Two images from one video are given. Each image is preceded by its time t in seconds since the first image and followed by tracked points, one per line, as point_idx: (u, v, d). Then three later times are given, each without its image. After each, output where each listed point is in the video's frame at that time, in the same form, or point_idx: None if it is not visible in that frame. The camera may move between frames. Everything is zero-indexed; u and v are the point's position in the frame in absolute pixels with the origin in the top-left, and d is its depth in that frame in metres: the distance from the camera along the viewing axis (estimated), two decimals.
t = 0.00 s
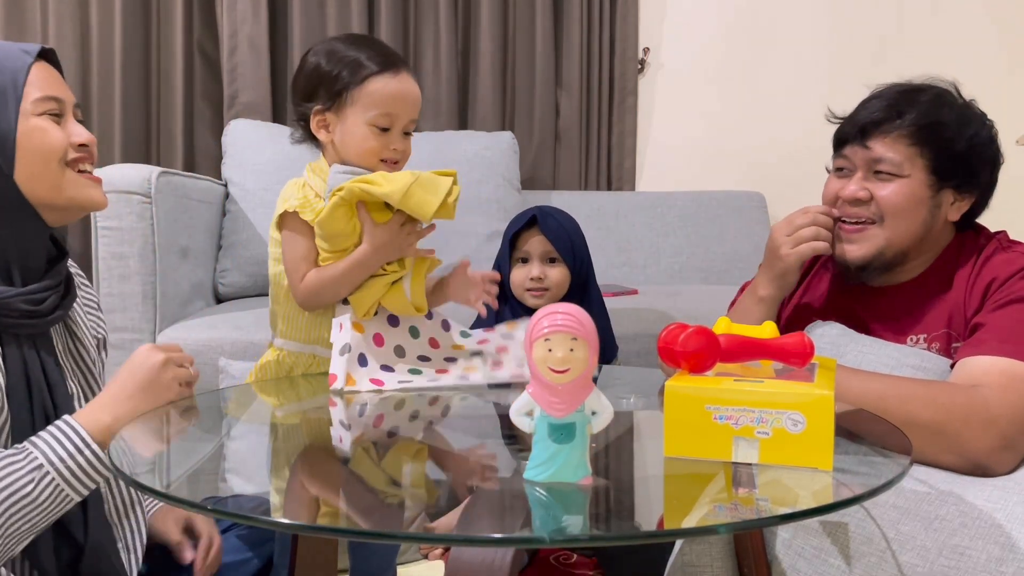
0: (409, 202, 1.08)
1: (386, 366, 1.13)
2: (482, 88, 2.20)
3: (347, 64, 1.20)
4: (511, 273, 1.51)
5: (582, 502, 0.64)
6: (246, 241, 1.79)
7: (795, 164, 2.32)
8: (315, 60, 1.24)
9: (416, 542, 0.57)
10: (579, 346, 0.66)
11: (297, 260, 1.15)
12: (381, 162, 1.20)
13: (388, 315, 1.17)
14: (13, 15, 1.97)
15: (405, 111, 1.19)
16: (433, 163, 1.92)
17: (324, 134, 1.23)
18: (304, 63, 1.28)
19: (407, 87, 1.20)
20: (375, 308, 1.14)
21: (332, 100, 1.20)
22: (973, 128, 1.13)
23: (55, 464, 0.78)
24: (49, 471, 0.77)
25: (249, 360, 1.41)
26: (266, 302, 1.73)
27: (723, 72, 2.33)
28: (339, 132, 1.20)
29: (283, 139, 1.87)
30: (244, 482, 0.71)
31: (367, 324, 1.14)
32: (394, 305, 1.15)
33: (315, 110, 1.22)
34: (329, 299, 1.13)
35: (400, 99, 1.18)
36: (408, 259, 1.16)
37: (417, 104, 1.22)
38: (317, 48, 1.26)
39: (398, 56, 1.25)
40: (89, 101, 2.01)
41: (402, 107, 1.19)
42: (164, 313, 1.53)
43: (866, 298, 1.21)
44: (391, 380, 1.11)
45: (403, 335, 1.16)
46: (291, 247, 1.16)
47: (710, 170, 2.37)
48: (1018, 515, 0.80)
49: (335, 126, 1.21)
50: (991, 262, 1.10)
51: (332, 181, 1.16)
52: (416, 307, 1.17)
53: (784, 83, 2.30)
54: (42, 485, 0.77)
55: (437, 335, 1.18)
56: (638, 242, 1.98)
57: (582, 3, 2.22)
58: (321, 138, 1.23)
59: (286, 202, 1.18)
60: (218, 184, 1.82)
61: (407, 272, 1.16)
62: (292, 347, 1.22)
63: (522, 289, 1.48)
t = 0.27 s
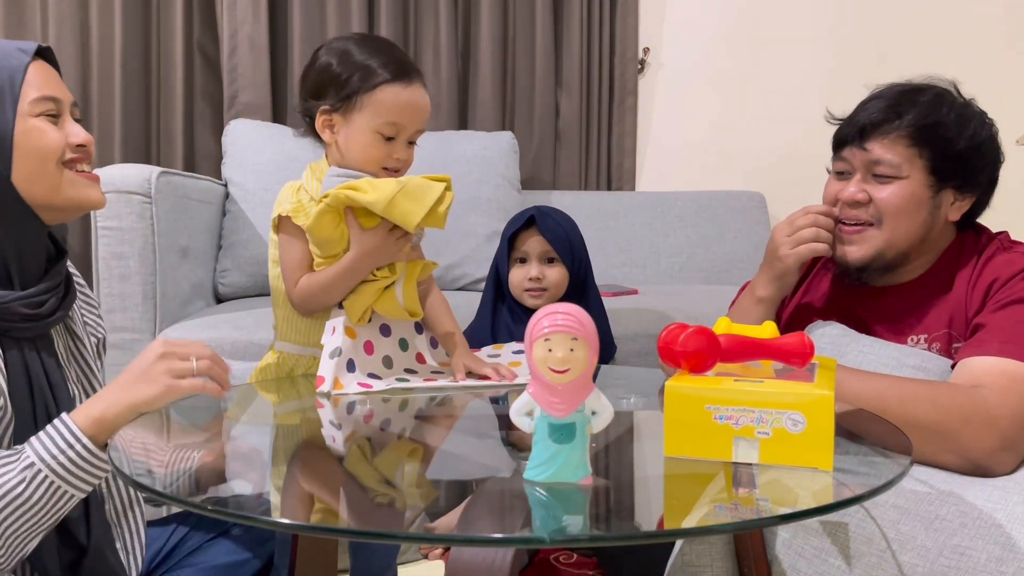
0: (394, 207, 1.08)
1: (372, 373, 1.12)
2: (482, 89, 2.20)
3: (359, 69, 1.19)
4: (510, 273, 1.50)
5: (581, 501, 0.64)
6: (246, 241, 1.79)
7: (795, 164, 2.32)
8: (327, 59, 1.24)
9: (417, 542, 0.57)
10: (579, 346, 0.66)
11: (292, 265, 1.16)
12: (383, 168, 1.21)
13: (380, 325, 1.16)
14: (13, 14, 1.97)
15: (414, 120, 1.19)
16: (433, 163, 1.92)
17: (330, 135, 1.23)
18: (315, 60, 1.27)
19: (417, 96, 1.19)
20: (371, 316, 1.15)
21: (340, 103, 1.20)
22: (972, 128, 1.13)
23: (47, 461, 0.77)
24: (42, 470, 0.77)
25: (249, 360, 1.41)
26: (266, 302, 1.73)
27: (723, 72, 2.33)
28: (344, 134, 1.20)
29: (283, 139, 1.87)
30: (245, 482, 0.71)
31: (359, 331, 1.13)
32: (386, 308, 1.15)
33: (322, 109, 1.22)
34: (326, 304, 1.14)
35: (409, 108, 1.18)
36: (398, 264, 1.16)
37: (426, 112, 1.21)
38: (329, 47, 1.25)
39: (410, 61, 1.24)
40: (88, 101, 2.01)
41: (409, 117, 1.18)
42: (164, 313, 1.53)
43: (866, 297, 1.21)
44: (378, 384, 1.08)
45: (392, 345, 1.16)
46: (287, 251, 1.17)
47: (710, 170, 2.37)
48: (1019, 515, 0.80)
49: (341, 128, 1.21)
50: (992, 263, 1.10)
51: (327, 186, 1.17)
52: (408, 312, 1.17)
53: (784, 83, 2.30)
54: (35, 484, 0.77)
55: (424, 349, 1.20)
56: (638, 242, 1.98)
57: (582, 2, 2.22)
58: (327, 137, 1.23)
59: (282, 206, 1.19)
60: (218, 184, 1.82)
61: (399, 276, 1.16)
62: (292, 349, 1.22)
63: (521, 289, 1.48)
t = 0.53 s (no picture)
0: (372, 205, 1.07)
1: (370, 376, 1.11)
2: (482, 89, 2.20)
3: (366, 73, 1.19)
4: (509, 274, 1.51)
5: (581, 502, 0.64)
6: (246, 241, 1.79)
7: (796, 163, 2.32)
8: (335, 60, 1.24)
9: (417, 542, 0.57)
10: (579, 346, 0.66)
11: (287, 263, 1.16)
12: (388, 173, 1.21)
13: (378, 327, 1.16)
14: (14, 14, 1.97)
15: (421, 125, 1.19)
16: (433, 163, 1.92)
17: (335, 136, 1.23)
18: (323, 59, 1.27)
19: (425, 100, 1.19)
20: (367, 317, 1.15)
21: (347, 106, 1.19)
22: (968, 127, 1.13)
23: (46, 462, 0.78)
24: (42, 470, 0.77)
25: (249, 360, 1.41)
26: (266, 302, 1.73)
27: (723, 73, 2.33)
28: (350, 137, 1.20)
29: (282, 139, 1.87)
30: (244, 482, 0.71)
31: (356, 332, 1.13)
32: (376, 307, 1.14)
33: (329, 111, 1.22)
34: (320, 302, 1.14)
35: (417, 113, 1.18)
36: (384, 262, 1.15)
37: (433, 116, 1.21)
38: (338, 47, 1.25)
39: (420, 64, 1.24)
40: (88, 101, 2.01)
41: (416, 122, 1.18)
42: (164, 313, 1.53)
43: (866, 298, 1.20)
44: (372, 386, 1.07)
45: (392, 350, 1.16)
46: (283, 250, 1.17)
47: (710, 171, 2.37)
48: (1019, 515, 0.80)
49: (347, 131, 1.21)
50: (993, 264, 1.10)
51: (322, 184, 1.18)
52: (399, 311, 1.17)
53: (784, 83, 2.30)
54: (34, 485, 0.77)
55: (425, 353, 1.19)
56: (639, 242, 1.98)
57: (582, 2, 2.22)
58: (333, 139, 1.23)
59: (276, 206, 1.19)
60: (218, 184, 1.82)
61: (386, 274, 1.15)
62: (290, 349, 1.22)
63: (519, 290, 1.48)
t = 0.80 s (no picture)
0: (296, 191, 1.06)
1: (381, 377, 1.07)
2: (482, 89, 2.20)
3: (360, 66, 1.20)
4: (508, 275, 1.51)
5: (581, 502, 0.64)
6: (246, 241, 1.79)
7: (796, 164, 2.32)
8: (333, 58, 1.25)
9: (417, 542, 0.57)
10: (579, 346, 0.66)
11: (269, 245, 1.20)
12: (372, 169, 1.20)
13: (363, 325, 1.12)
14: (14, 14, 1.97)
15: (406, 124, 1.18)
16: (433, 163, 1.92)
17: (328, 132, 1.24)
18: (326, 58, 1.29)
19: (413, 99, 1.18)
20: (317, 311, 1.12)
21: (337, 101, 1.20)
22: (966, 130, 1.13)
23: (96, 375, 0.75)
24: (92, 385, 0.74)
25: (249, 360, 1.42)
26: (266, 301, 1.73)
27: (724, 73, 2.33)
28: (339, 133, 1.21)
29: (282, 139, 1.87)
30: (245, 481, 0.71)
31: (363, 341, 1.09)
32: (315, 300, 1.10)
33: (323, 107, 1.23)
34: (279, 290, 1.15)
35: (400, 111, 1.17)
36: (325, 254, 1.09)
37: (422, 118, 1.20)
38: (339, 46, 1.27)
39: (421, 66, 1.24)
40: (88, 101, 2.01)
41: (396, 119, 1.17)
42: (164, 313, 1.53)
43: (865, 298, 1.20)
44: (382, 388, 1.04)
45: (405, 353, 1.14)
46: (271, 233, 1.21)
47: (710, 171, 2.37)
48: (1018, 515, 0.80)
49: (337, 127, 1.22)
50: (990, 263, 1.10)
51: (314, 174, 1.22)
52: (336, 309, 1.10)
53: (784, 83, 2.30)
54: (84, 398, 0.74)
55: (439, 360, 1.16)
56: (638, 242, 1.98)
57: (582, 3, 2.22)
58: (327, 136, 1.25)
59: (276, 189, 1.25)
60: (218, 184, 1.82)
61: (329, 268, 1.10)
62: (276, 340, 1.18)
63: (520, 293, 1.48)
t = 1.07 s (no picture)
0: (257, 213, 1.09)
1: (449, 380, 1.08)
2: (482, 89, 2.20)
3: (337, 52, 1.25)
4: (505, 277, 1.51)
5: (581, 502, 0.64)
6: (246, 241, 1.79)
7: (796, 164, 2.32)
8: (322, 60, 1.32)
9: (417, 542, 0.57)
10: (579, 346, 0.66)
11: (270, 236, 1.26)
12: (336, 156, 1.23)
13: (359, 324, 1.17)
14: (13, 14, 1.97)
15: (366, 106, 1.21)
16: (433, 163, 1.92)
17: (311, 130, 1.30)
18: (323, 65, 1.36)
19: (376, 83, 1.22)
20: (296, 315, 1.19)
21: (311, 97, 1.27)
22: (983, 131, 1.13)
23: (224, 359, 0.88)
24: (220, 364, 0.88)
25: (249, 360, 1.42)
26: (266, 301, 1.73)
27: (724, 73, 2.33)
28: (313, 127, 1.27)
29: (282, 139, 1.87)
30: (245, 481, 0.71)
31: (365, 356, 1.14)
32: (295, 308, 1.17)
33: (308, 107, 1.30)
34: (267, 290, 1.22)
35: (361, 93, 1.21)
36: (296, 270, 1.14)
37: (385, 103, 1.23)
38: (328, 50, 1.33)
39: (398, 57, 1.28)
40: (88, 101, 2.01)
41: (348, 102, 1.20)
42: (164, 313, 1.53)
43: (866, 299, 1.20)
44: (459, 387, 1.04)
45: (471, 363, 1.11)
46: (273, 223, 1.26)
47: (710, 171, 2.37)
48: (1019, 515, 0.80)
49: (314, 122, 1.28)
50: (991, 265, 1.10)
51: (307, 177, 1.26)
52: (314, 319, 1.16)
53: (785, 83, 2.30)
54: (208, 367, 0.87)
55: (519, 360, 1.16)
56: (638, 242, 1.98)
57: (582, 2, 2.22)
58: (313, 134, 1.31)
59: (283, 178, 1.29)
60: (218, 184, 1.83)
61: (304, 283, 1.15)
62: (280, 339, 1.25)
63: (518, 294, 1.48)
